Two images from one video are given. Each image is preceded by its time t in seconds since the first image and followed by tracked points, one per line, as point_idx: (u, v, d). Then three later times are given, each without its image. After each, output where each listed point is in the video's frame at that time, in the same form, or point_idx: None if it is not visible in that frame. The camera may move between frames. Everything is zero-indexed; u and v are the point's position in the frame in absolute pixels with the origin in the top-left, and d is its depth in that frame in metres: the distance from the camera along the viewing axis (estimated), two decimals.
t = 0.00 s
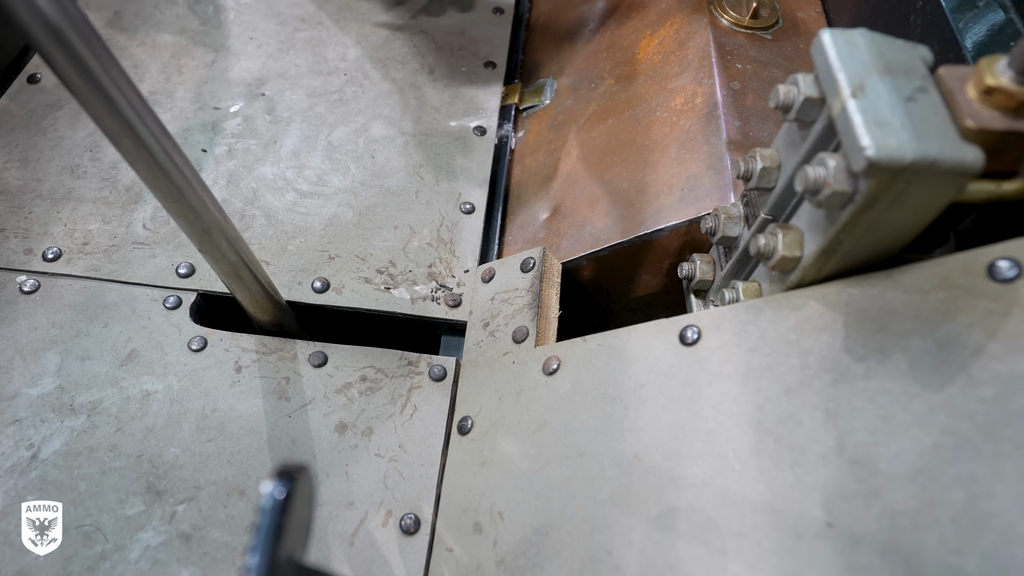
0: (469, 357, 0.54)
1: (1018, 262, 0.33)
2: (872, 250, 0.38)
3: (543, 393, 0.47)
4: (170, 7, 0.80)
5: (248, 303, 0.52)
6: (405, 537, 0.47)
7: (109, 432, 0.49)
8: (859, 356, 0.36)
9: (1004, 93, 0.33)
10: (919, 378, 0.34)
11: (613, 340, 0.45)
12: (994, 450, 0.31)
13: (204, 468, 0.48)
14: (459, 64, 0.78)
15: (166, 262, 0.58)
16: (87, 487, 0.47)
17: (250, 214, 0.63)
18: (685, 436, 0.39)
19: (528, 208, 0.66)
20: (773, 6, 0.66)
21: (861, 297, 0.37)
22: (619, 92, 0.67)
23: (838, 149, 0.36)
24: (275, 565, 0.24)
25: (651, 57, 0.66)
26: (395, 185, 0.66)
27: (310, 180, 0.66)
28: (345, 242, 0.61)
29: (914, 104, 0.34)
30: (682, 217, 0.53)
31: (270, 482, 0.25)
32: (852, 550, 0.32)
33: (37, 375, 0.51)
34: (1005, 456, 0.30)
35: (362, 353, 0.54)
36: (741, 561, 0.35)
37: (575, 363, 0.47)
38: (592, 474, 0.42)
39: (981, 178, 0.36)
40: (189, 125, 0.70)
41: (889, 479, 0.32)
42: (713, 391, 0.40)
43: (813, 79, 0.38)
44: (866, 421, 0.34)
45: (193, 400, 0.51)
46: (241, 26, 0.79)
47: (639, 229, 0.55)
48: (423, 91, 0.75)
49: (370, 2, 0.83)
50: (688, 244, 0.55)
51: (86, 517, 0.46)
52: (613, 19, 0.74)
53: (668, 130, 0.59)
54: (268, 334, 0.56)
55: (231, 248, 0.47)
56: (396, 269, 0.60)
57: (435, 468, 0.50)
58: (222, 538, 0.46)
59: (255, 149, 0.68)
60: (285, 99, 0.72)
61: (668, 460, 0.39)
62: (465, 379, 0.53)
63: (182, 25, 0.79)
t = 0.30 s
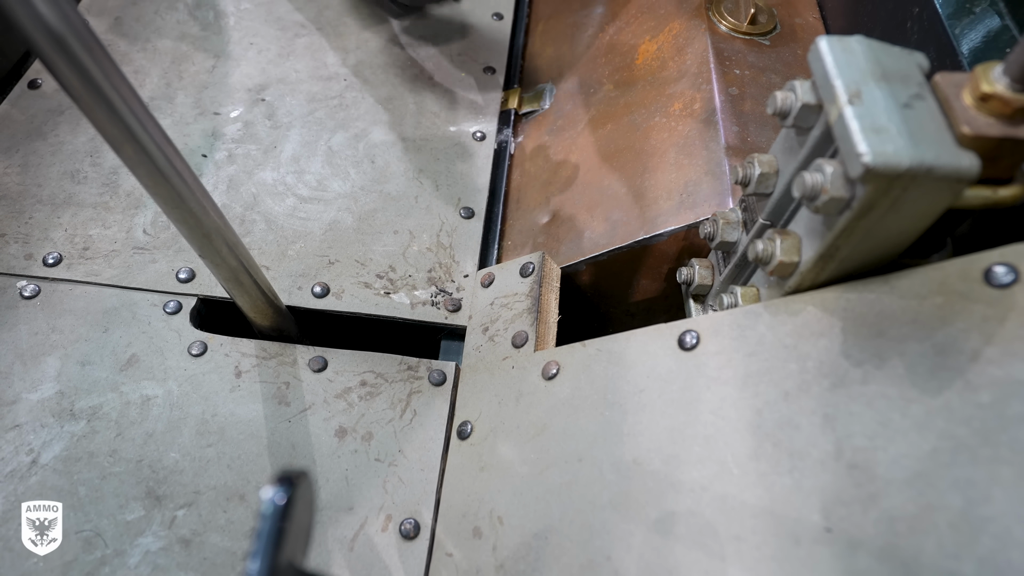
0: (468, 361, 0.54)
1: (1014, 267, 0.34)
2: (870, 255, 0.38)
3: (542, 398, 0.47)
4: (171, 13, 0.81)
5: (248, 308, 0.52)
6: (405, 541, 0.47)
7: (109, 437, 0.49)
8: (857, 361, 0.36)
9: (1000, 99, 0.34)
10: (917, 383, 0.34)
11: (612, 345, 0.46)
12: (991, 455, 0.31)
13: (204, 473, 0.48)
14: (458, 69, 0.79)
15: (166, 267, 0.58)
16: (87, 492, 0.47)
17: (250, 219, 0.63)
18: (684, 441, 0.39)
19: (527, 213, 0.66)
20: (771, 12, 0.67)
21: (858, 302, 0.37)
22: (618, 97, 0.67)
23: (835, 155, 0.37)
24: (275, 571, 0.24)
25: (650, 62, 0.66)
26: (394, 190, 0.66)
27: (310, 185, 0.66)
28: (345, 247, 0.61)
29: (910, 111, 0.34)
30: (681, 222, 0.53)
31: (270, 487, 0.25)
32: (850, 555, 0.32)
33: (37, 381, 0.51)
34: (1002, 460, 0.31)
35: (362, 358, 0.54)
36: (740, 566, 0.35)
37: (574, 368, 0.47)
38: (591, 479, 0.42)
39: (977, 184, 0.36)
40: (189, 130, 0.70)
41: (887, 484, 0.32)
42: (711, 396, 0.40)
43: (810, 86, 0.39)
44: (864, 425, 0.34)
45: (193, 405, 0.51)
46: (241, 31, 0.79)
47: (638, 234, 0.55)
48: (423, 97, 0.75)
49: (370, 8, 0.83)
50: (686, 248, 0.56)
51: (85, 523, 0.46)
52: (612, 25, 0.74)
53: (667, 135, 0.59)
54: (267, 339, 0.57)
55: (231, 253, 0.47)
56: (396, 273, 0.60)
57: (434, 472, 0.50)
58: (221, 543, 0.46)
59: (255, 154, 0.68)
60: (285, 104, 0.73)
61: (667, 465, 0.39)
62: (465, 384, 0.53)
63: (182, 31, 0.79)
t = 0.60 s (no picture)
0: (465, 374, 0.54)
1: (1004, 281, 0.34)
2: (862, 270, 0.38)
3: (539, 411, 0.47)
4: (173, 29, 0.82)
5: (247, 322, 0.53)
6: (402, 555, 0.47)
7: (107, 450, 0.49)
8: (850, 374, 0.36)
9: (987, 117, 0.34)
10: (909, 396, 0.34)
11: (608, 358, 0.46)
12: (983, 467, 0.31)
13: (202, 487, 0.48)
14: (456, 84, 0.80)
15: (165, 281, 0.58)
16: (84, 506, 0.47)
17: (249, 232, 0.64)
18: (680, 454, 0.40)
19: (524, 226, 0.67)
20: (764, 29, 0.68)
21: (851, 315, 0.38)
22: (614, 113, 0.68)
23: (826, 171, 0.37)
24: None
25: (646, 78, 0.67)
26: (392, 204, 0.67)
27: (309, 199, 0.66)
28: (343, 260, 0.62)
29: (899, 127, 0.35)
30: (676, 236, 0.53)
31: (268, 500, 0.26)
32: (845, 568, 0.32)
33: (36, 394, 0.51)
34: (994, 473, 0.31)
35: (360, 371, 0.54)
36: None
37: (571, 382, 0.47)
38: (588, 492, 0.42)
39: (966, 199, 0.37)
40: (190, 145, 0.71)
41: (881, 496, 0.33)
42: (707, 409, 0.40)
43: (802, 103, 0.39)
44: (858, 438, 0.34)
45: (191, 418, 0.51)
46: (242, 47, 0.80)
47: (634, 248, 0.55)
48: (421, 112, 0.76)
49: (369, 24, 0.84)
50: (682, 262, 0.56)
51: (82, 537, 0.46)
52: (608, 41, 0.75)
53: (662, 150, 0.60)
54: (265, 352, 0.57)
55: (230, 267, 0.48)
56: (394, 287, 0.61)
57: (431, 486, 0.50)
58: (218, 557, 0.46)
59: (255, 168, 0.69)
60: (284, 119, 0.73)
61: (663, 478, 0.40)
62: (462, 397, 0.53)
63: (183, 47, 0.80)
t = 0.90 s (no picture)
0: (462, 384, 0.55)
1: (977, 288, 0.36)
2: (843, 279, 0.40)
3: (534, 418, 0.49)
4: (175, 49, 0.84)
5: (249, 333, 0.54)
6: (400, 560, 0.48)
7: (111, 459, 0.50)
8: (832, 379, 0.38)
9: (958, 132, 0.36)
10: (888, 399, 0.36)
11: (600, 366, 0.47)
12: (957, 466, 0.32)
13: (204, 494, 0.49)
14: (452, 102, 0.82)
15: (168, 293, 0.59)
16: (88, 514, 0.48)
17: (250, 246, 0.65)
18: (670, 457, 0.41)
19: (519, 239, 0.69)
20: (751, 48, 0.70)
21: (833, 322, 0.39)
22: (606, 128, 0.70)
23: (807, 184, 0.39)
24: None
25: (636, 95, 0.69)
26: (390, 218, 0.68)
27: (309, 214, 0.68)
28: (342, 273, 0.63)
29: (875, 143, 0.37)
30: (666, 248, 0.55)
31: (274, 498, 0.27)
32: (828, 565, 0.34)
33: (41, 404, 0.52)
34: (968, 471, 0.32)
35: (359, 381, 0.55)
36: None
37: (565, 389, 0.48)
38: (581, 496, 0.43)
39: (941, 211, 0.39)
40: (192, 161, 0.72)
41: (861, 496, 0.34)
42: (696, 414, 0.41)
43: (783, 119, 0.41)
44: (839, 440, 0.36)
45: (194, 427, 0.52)
46: (243, 66, 0.82)
47: (625, 259, 0.57)
48: (418, 128, 0.78)
49: (367, 43, 0.86)
50: (672, 273, 0.57)
51: (87, 544, 0.47)
52: (601, 59, 0.78)
53: (653, 164, 0.61)
54: (266, 363, 0.58)
55: (233, 279, 0.49)
56: (392, 298, 0.62)
57: (429, 492, 0.51)
58: (220, 563, 0.47)
59: (256, 184, 0.70)
60: (285, 136, 0.75)
61: (654, 481, 0.41)
62: (459, 406, 0.54)
63: (186, 66, 0.82)
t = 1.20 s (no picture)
0: (466, 413, 0.58)
1: (938, 315, 0.39)
2: (817, 308, 0.43)
3: (534, 445, 0.51)
4: (193, 101, 0.89)
5: (263, 367, 0.57)
6: None
7: (133, 489, 0.53)
8: (809, 401, 0.41)
9: (912, 174, 0.40)
10: (860, 418, 0.38)
11: (596, 394, 0.50)
12: (923, 478, 0.35)
13: (221, 522, 0.52)
14: (454, 147, 0.86)
15: (186, 330, 0.63)
16: (111, 541, 0.50)
17: (263, 285, 0.69)
18: (662, 478, 0.44)
19: (519, 276, 0.72)
20: (733, 94, 0.75)
21: (809, 348, 0.42)
22: (599, 171, 0.74)
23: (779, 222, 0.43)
24: None
25: (627, 139, 0.74)
26: (396, 257, 0.72)
27: (319, 254, 0.72)
28: (351, 309, 0.67)
29: (838, 184, 0.40)
30: (656, 282, 0.59)
31: (300, 507, 0.29)
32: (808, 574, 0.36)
33: (67, 437, 0.55)
34: (933, 483, 0.35)
35: (367, 412, 0.58)
36: None
37: (562, 416, 0.51)
38: (579, 517, 0.46)
39: (903, 244, 0.42)
40: (209, 205, 0.77)
41: (838, 508, 0.37)
42: (685, 436, 0.44)
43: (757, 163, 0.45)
44: (816, 457, 0.39)
45: (211, 458, 0.55)
46: (256, 116, 0.88)
47: (619, 293, 0.61)
48: (422, 172, 0.82)
49: (373, 94, 0.92)
50: (664, 306, 0.61)
51: (109, 570, 0.49)
52: (593, 106, 0.83)
53: (643, 204, 0.65)
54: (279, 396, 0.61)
55: (250, 316, 0.52)
56: (398, 333, 0.65)
57: (435, 517, 0.53)
58: None
59: (268, 226, 0.74)
60: (296, 181, 0.80)
61: (647, 500, 0.43)
62: (463, 434, 0.57)
63: (203, 117, 0.87)
